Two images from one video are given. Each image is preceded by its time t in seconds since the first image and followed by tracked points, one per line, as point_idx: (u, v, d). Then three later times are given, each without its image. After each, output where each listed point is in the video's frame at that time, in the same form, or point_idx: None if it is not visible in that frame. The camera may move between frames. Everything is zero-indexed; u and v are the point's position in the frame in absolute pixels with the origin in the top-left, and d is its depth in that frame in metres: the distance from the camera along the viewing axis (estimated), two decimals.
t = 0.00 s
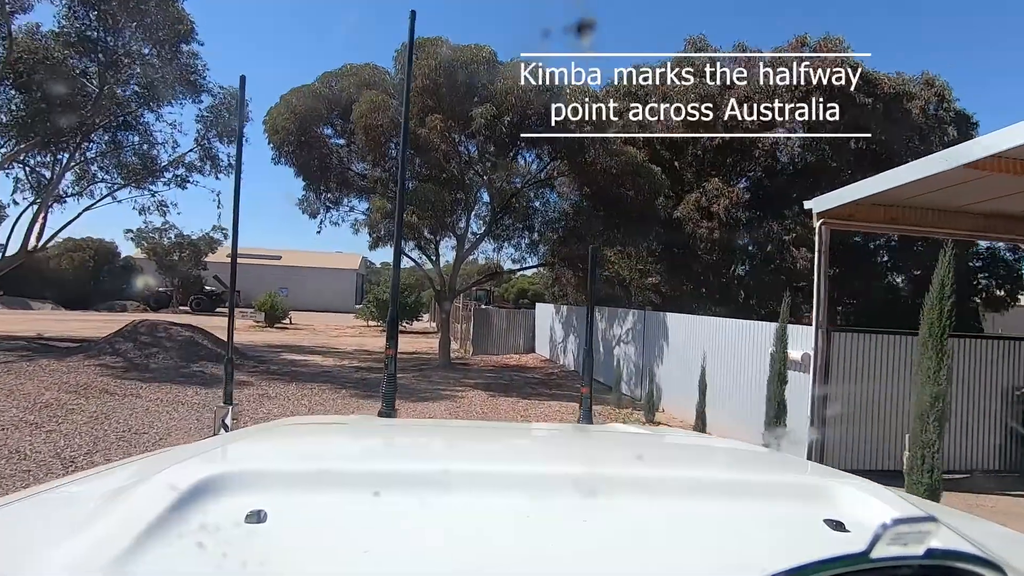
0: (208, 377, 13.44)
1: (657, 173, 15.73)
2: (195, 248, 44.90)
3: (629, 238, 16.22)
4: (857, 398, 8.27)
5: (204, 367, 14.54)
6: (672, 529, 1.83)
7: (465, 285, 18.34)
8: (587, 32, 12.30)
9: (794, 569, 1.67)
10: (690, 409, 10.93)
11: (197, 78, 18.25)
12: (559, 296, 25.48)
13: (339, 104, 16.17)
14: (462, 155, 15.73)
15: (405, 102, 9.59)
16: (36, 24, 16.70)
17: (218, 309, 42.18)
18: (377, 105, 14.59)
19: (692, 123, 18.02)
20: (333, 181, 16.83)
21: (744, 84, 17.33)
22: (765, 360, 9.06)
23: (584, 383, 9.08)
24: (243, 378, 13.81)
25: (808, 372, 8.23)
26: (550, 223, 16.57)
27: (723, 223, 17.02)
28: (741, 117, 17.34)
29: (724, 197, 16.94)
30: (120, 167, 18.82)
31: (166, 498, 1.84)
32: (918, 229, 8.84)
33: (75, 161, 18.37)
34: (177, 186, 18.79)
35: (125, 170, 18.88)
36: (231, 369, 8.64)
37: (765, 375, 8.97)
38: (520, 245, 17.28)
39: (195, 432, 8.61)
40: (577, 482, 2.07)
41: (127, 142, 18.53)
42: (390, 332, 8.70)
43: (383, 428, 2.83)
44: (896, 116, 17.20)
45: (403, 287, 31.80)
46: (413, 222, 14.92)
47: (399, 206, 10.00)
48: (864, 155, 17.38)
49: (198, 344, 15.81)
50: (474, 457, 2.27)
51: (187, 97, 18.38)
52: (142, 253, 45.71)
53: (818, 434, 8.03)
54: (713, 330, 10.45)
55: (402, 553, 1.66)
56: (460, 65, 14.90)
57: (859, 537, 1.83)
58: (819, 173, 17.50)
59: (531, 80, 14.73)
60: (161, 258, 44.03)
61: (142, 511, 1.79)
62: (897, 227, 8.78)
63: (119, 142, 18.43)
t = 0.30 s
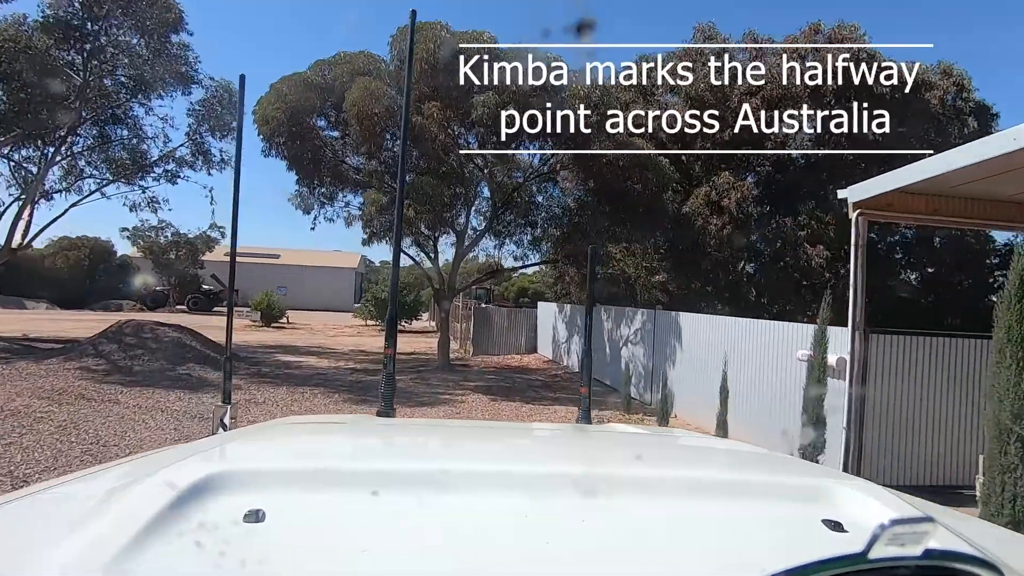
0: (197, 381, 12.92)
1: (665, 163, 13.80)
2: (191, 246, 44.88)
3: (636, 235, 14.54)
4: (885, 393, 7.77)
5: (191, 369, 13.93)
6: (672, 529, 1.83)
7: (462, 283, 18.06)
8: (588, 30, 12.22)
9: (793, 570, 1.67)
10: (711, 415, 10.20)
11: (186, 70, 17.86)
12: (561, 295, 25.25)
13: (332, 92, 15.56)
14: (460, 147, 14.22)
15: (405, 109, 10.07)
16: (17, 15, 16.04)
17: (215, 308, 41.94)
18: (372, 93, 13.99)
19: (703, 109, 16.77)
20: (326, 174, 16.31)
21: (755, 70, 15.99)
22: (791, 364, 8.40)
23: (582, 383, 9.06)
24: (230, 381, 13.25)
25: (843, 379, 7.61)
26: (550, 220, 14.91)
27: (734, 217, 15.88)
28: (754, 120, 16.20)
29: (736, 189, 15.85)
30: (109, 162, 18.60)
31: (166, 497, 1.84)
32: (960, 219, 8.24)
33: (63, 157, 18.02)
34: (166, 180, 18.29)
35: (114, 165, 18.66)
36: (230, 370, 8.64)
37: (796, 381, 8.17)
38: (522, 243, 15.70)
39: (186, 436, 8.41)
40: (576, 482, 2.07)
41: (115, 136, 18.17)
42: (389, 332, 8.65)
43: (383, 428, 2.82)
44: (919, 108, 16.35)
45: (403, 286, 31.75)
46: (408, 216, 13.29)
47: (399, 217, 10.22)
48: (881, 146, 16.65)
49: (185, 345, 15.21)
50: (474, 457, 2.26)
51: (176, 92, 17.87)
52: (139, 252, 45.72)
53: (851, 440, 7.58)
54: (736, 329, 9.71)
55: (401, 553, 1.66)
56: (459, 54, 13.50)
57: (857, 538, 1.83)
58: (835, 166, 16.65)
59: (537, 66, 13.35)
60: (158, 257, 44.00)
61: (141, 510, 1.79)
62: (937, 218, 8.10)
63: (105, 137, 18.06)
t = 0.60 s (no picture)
0: (188, 385, 12.18)
1: (675, 159, 13.62)
2: (188, 246, 44.92)
3: (643, 232, 14.58)
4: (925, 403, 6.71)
5: (178, 371, 13.14)
6: (673, 526, 1.84)
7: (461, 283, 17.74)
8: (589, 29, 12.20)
9: (794, 566, 1.67)
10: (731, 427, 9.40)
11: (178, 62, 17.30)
12: (564, 295, 25.06)
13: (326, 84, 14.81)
14: (462, 143, 14.06)
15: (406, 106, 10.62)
16: None
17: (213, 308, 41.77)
18: (367, 80, 13.34)
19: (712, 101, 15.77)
20: (321, 170, 15.53)
21: (756, 69, 15.54)
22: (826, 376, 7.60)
23: (585, 381, 9.13)
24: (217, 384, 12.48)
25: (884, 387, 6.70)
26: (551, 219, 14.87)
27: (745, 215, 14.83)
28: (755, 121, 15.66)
29: (746, 183, 14.75)
30: (97, 156, 17.52)
31: (168, 496, 1.85)
32: (1022, 213, 7.11)
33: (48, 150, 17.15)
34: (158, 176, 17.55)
35: (103, 160, 17.63)
36: (233, 369, 8.69)
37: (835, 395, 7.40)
38: (524, 240, 15.46)
39: (178, 438, 8.21)
40: (577, 480, 2.07)
41: (106, 131, 17.37)
42: (392, 332, 8.65)
43: (384, 427, 2.82)
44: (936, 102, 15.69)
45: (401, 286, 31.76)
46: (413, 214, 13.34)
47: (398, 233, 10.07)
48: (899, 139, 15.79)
49: (172, 345, 14.39)
50: (475, 456, 2.26)
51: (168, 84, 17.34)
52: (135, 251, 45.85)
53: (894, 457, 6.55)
54: (762, 333, 8.89)
55: (404, 552, 1.66)
56: (459, 51, 13.27)
57: (860, 534, 1.83)
58: (851, 160, 15.84)
59: (536, 66, 12.95)
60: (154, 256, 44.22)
61: (144, 509, 1.80)
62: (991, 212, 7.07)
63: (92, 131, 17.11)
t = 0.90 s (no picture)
0: (172, 390, 11.83)
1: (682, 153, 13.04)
2: (183, 245, 44.91)
3: (648, 230, 14.08)
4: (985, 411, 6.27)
5: (164, 374, 12.86)
6: (671, 528, 1.84)
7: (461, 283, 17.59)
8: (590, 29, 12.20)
9: (791, 569, 1.67)
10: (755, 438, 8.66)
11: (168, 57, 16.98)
12: (564, 294, 24.93)
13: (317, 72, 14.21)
14: (462, 140, 13.59)
15: (406, 103, 10.55)
16: None
17: (209, 308, 41.57)
18: (362, 70, 12.58)
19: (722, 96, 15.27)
20: (313, 163, 14.90)
21: (757, 67, 15.04)
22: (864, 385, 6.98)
23: (585, 382, 9.10)
24: (202, 388, 12.15)
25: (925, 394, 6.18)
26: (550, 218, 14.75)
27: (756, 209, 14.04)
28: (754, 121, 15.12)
29: (755, 178, 14.05)
30: (85, 150, 17.21)
31: (166, 496, 1.84)
32: None
33: (37, 146, 16.96)
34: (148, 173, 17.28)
35: (91, 156, 17.31)
36: (233, 366, 8.73)
37: (878, 407, 6.75)
38: (524, 237, 15.10)
39: (165, 441, 8.04)
40: (577, 481, 2.07)
41: (94, 125, 17.13)
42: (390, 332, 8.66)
43: (383, 428, 2.82)
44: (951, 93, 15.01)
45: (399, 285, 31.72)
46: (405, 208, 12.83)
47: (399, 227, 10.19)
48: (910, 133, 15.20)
49: (159, 347, 14.08)
50: (474, 457, 2.26)
51: (157, 77, 17.07)
52: (130, 251, 45.94)
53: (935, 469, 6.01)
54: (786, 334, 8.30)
55: (403, 552, 1.66)
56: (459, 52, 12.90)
57: (858, 538, 1.83)
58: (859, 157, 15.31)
59: (536, 65, 12.58)
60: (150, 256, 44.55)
61: (142, 510, 1.79)
62: None
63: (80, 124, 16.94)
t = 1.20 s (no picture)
0: (155, 395, 11.55)
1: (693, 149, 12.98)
2: (180, 245, 44.84)
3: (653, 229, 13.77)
4: None
5: (151, 378, 12.65)
6: (671, 529, 1.83)
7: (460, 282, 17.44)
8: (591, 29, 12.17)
9: (792, 569, 1.67)
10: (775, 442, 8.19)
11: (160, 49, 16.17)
12: (566, 294, 24.81)
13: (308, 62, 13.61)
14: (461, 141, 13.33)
15: (406, 98, 10.25)
16: None
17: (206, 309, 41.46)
18: (355, 59, 12.13)
19: (724, 96, 14.65)
20: (306, 157, 14.42)
21: (758, 67, 14.38)
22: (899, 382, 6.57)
23: (584, 382, 9.07)
24: (190, 392, 11.91)
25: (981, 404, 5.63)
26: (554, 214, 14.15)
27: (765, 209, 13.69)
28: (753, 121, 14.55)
29: (765, 173, 13.68)
30: (72, 146, 16.41)
31: (165, 497, 1.83)
32: None
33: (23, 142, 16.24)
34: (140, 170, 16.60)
35: (79, 154, 16.44)
36: (232, 366, 8.77)
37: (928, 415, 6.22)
38: (525, 235, 14.94)
39: (152, 447, 7.89)
40: (576, 481, 2.07)
41: (82, 121, 16.27)
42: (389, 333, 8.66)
43: (383, 428, 2.82)
44: (964, 84, 14.91)
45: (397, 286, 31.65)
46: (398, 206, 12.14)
47: (399, 225, 10.10)
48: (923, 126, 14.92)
49: (146, 350, 13.88)
50: (474, 457, 2.26)
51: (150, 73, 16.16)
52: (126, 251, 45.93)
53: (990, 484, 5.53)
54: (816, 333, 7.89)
55: (403, 551, 1.66)
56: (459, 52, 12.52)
57: (858, 538, 1.82)
58: (868, 152, 14.92)
59: (537, 65, 12.29)
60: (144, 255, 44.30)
61: (141, 510, 1.79)
62: None
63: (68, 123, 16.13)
